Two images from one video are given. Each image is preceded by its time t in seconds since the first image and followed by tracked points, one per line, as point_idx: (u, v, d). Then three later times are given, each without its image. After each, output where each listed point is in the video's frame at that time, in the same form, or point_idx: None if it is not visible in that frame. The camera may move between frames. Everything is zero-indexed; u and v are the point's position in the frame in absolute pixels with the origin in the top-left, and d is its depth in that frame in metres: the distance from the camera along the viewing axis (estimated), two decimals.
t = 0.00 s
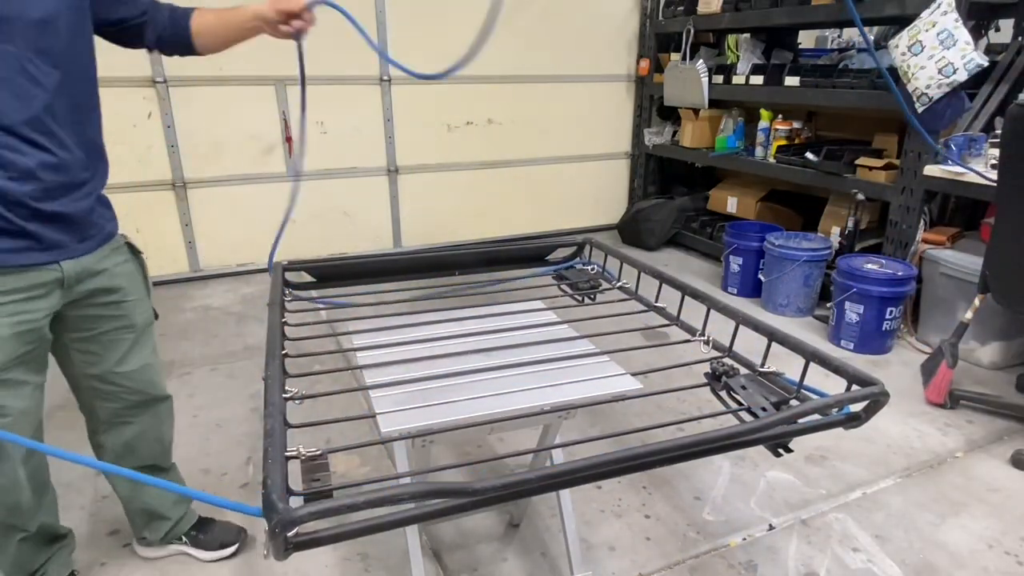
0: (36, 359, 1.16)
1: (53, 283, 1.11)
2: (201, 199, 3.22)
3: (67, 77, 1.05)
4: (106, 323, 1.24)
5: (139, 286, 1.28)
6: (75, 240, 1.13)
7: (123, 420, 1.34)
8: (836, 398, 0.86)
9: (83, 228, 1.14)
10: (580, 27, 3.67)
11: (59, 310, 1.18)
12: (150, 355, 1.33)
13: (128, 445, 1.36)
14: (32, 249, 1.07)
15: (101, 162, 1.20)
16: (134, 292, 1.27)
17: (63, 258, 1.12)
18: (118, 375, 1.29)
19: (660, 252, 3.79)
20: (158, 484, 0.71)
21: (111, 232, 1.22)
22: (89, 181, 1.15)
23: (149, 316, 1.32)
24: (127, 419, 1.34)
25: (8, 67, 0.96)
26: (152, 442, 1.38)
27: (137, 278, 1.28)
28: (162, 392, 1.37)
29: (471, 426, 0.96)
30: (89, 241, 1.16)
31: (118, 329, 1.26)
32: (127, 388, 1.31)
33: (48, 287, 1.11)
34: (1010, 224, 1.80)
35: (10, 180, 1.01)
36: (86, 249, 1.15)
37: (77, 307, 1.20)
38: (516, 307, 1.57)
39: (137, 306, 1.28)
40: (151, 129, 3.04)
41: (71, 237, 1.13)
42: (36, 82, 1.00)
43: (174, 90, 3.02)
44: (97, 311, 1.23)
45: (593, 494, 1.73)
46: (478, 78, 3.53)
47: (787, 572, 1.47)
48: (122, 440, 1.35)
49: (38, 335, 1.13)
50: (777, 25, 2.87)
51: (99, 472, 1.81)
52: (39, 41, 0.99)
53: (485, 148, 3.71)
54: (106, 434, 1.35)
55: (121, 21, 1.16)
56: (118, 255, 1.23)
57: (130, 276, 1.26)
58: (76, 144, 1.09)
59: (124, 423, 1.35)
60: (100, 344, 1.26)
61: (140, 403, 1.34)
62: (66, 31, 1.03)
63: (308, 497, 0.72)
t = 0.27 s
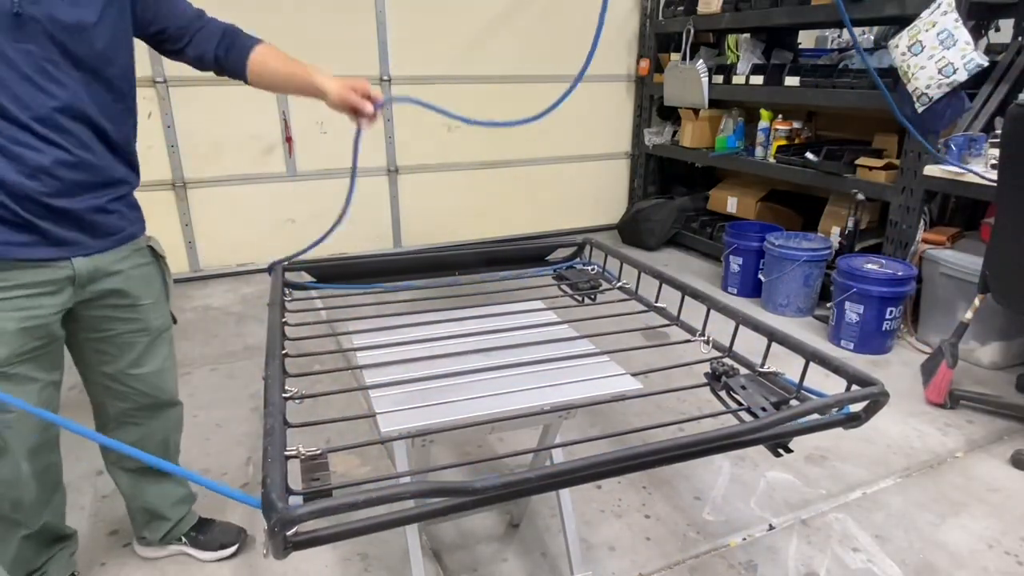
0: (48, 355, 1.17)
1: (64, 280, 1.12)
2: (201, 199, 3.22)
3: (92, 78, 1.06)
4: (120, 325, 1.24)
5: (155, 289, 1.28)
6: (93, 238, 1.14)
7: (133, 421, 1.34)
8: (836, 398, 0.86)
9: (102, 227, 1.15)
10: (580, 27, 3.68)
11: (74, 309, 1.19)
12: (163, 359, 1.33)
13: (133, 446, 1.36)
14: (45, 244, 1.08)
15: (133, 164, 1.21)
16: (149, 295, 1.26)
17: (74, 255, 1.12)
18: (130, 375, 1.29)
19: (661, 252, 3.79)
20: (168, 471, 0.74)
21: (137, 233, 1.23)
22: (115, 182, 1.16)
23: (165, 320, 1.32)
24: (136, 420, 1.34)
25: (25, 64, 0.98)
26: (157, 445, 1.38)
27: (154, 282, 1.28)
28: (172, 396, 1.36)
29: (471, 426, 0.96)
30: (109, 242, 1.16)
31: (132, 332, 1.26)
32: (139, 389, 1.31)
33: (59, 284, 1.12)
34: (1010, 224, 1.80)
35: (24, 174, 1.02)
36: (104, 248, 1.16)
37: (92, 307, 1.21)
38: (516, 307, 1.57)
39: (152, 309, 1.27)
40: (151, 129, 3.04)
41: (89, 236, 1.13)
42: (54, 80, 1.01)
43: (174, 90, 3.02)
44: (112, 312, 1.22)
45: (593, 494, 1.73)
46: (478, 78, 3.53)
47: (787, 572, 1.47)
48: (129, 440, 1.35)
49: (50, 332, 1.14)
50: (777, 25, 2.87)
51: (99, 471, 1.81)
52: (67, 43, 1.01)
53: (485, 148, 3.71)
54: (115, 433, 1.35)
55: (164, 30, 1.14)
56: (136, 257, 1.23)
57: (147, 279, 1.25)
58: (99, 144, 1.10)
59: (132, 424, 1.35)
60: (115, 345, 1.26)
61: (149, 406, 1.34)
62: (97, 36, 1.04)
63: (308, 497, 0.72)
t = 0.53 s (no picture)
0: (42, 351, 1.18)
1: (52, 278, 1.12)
2: (201, 199, 3.22)
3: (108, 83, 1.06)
4: (115, 327, 1.24)
5: (154, 294, 1.27)
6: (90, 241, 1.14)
7: (131, 420, 1.34)
8: (836, 399, 0.87)
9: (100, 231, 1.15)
10: (580, 27, 3.68)
11: (69, 309, 1.19)
12: (160, 362, 1.32)
13: (130, 445, 1.37)
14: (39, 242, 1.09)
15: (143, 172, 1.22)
16: (146, 299, 1.25)
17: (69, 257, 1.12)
18: (124, 377, 1.28)
19: (661, 252, 3.79)
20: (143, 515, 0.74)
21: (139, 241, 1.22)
22: (119, 187, 1.16)
23: (164, 324, 1.31)
24: (133, 420, 1.34)
25: (36, 68, 0.99)
26: (155, 445, 1.38)
27: (153, 286, 1.27)
28: (170, 399, 1.36)
29: (471, 426, 0.96)
30: (108, 245, 1.16)
31: (127, 335, 1.25)
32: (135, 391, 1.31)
33: (48, 282, 1.12)
34: (1011, 225, 1.80)
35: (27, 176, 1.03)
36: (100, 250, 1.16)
37: (86, 309, 1.20)
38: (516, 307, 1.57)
39: (149, 313, 1.26)
40: (150, 129, 3.04)
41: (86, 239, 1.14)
42: (64, 84, 1.02)
43: (174, 90, 3.02)
44: (105, 314, 1.22)
45: (594, 494, 1.73)
46: (478, 78, 3.53)
47: (787, 572, 1.47)
48: (126, 440, 1.36)
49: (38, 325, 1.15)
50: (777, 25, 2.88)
51: (99, 471, 1.81)
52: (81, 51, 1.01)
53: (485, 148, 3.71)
54: (114, 431, 1.36)
55: (186, 55, 1.11)
56: (135, 261, 1.22)
57: (144, 283, 1.24)
58: (104, 148, 1.11)
59: (131, 424, 1.35)
60: (112, 347, 1.25)
61: (148, 407, 1.34)
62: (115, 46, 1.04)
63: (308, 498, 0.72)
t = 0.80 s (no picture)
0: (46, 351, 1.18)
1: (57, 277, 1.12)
2: (202, 199, 3.22)
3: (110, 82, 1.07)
4: (118, 325, 1.23)
5: (156, 292, 1.27)
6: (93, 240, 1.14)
7: (131, 419, 1.34)
8: (836, 399, 0.87)
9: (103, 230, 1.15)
10: (580, 27, 3.68)
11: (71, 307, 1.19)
12: (162, 361, 1.32)
13: (131, 444, 1.36)
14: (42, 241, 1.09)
15: (146, 173, 1.22)
16: (147, 298, 1.25)
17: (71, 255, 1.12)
18: (126, 376, 1.28)
19: (661, 252, 3.79)
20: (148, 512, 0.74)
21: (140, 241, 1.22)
22: (121, 186, 1.16)
23: (165, 322, 1.31)
24: (134, 419, 1.34)
25: (44, 67, 0.99)
26: (156, 444, 1.38)
27: (155, 285, 1.27)
28: (170, 397, 1.35)
29: (471, 426, 0.96)
30: (109, 243, 1.16)
31: (130, 333, 1.25)
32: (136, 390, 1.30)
33: (52, 281, 1.12)
34: (1010, 225, 1.80)
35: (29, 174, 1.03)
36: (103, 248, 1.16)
37: (89, 307, 1.20)
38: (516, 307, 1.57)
39: (151, 311, 1.26)
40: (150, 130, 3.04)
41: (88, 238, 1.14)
42: (70, 83, 1.02)
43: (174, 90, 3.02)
44: (108, 313, 1.21)
45: (593, 494, 1.73)
46: (478, 78, 3.53)
47: (787, 572, 1.47)
48: (126, 439, 1.35)
49: (41, 323, 1.15)
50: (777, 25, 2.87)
51: (99, 471, 1.81)
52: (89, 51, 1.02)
53: (485, 148, 3.71)
54: (114, 430, 1.35)
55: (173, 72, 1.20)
56: (136, 260, 1.22)
57: (145, 283, 1.24)
58: (107, 147, 1.11)
59: (131, 423, 1.35)
60: (113, 345, 1.25)
61: (148, 405, 1.33)
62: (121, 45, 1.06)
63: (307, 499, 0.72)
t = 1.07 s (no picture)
0: (58, 346, 1.18)
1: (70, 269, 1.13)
2: (201, 199, 3.21)
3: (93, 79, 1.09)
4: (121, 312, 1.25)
5: (155, 279, 1.29)
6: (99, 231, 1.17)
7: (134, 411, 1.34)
8: (835, 399, 0.87)
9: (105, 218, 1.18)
10: (579, 26, 3.67)
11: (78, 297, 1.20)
12: (161, 348, 1.33)
13: (134, 437, 1.36)
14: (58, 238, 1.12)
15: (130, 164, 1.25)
16: (149, 284, 1.28)
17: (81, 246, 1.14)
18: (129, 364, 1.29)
19: (661, 252, 3.79)
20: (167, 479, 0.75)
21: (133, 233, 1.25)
22: (115, 179, 1.19)
23: (163, 310, 1.33)
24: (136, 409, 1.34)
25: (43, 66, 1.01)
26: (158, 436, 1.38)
27: (153, 271, 1.29)
28: (171, 384, 1.36)
29: (471, 426, 0.96)
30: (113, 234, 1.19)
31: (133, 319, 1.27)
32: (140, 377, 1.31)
33: (61, 273, 1.13)
34: (1010, 225, 1.80)
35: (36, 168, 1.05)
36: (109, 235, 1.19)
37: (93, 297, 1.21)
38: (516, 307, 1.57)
39: (152, 297, 1.29)
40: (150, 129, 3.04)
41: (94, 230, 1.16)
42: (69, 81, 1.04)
43: (174, 90, 3.02)
44: (112, 300, 1.23)
45: (593, 494, 1.73)
46: (478, 78, 3.53)
47: (787, 572, 1.47)
48: (129, 432, 1.35)
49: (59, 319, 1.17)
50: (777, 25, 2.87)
51: (99, 471, 1.81)
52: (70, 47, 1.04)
53: (485, 148, 3.70)
54: (116, 425, 1.35)
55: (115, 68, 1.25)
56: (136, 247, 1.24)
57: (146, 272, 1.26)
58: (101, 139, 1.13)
59: (132, 415, 1.34)
60: (116, 333, 1.27)
61: (148, 392, 1.33)
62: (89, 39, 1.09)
63: (307, 499, 0.72)
